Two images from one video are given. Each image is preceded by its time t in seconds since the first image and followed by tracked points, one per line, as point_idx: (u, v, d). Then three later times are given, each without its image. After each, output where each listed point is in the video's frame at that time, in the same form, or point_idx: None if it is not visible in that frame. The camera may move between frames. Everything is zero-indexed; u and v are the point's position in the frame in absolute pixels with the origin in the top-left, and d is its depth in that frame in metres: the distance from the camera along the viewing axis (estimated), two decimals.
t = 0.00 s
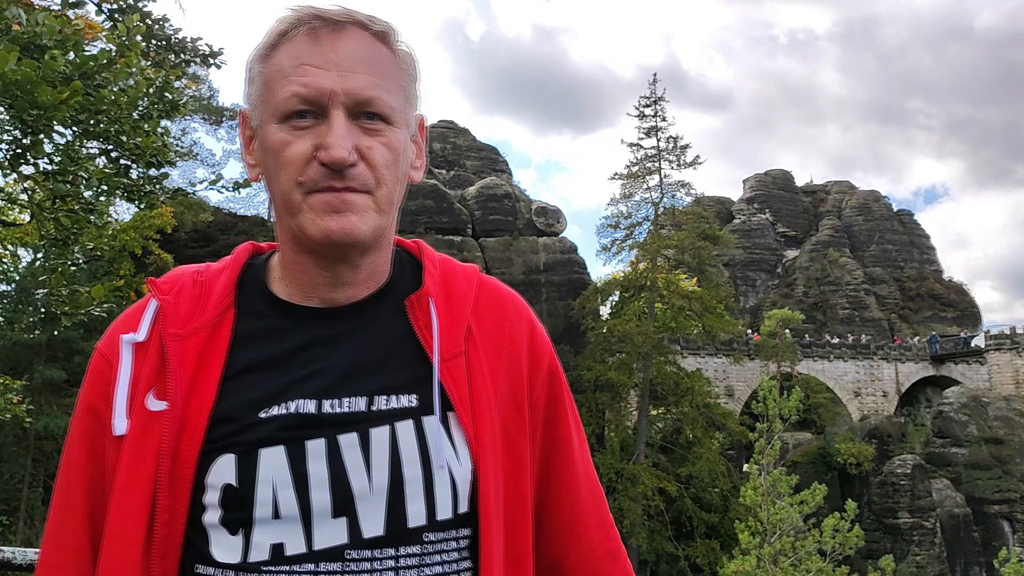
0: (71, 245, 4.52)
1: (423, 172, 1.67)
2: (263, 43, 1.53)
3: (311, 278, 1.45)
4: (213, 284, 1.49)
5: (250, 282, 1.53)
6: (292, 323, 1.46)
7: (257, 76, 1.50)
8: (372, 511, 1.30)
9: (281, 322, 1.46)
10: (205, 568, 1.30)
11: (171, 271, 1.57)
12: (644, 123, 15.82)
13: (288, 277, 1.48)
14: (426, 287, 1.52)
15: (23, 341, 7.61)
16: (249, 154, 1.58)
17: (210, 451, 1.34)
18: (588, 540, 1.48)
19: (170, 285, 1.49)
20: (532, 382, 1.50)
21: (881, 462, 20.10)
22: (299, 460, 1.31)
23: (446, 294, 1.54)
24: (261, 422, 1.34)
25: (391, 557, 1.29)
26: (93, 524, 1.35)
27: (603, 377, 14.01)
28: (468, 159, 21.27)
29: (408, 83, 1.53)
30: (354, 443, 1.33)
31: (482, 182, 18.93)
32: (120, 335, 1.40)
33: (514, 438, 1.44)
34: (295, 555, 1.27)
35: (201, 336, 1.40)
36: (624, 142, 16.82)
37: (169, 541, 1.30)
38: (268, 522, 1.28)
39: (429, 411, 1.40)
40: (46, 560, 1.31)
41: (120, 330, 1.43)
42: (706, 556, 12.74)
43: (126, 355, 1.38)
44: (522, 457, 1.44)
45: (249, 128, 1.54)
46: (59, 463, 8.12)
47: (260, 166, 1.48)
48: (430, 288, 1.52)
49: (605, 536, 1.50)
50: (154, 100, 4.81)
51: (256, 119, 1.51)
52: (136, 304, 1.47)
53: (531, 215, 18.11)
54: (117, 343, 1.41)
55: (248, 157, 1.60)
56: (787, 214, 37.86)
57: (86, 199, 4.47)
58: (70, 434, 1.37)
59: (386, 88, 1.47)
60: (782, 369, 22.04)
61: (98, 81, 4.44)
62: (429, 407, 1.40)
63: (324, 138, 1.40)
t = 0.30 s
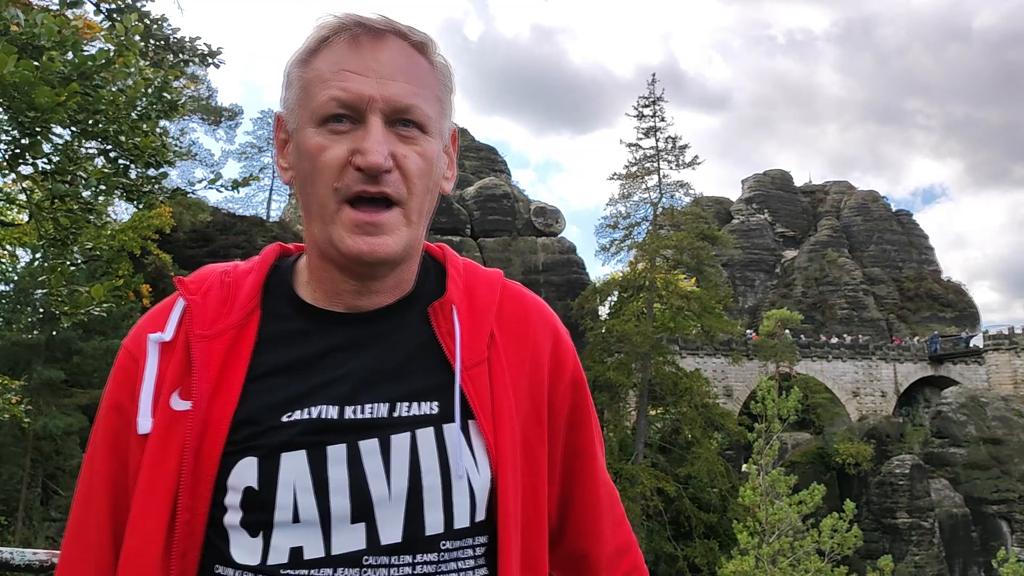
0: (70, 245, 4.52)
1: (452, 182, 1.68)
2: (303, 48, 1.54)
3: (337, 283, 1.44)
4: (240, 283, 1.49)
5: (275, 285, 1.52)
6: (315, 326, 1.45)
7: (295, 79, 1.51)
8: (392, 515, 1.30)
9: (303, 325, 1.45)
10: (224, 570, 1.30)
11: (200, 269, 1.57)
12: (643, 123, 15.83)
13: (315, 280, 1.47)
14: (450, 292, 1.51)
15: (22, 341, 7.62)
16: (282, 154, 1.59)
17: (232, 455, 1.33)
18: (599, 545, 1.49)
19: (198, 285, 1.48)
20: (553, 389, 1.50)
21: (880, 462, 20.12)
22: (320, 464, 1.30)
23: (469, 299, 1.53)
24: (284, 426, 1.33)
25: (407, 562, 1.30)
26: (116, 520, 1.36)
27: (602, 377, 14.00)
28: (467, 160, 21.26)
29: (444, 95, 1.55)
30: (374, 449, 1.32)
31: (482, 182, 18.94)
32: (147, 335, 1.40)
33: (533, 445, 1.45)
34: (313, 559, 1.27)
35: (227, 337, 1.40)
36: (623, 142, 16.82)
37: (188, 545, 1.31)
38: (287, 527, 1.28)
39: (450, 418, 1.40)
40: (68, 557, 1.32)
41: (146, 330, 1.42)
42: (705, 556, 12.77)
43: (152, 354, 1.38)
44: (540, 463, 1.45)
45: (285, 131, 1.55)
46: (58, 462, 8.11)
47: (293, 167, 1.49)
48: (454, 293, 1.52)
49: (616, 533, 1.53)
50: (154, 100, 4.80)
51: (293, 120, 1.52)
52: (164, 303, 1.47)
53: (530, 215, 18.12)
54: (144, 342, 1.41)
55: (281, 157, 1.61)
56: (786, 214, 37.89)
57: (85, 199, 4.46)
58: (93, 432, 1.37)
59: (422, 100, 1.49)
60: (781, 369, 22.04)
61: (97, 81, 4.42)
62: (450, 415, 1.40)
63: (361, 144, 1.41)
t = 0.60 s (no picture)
0: (65, 244, 4.53)
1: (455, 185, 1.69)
2: (308, 53, 1.55)
3: (346, 279, 1.44)
4: (247, 285, 1.49)
5: (282, 285, 1.52)
6: (325, 321, 1.45)
7: (301, 82, 1.51)
8: (408, 502, 1.29)
9: (313, 321, 1.44)
10: (240, 562, 1.29)
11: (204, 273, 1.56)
12: (640, 123, 15.84)
13: (322, 280, 1.47)
14: (455, 289, 1.53)
15: (16, 340, 7.59)
16: (288, 159, 1.59)
17: (248, 443, 1.33)
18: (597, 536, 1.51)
19: (207, 286, 1.48)
20: (555, 386, 1.53)
21: (875, 462, 20.16)
22: (334, 453, 1.30)
23: (473, 295, 1.54)
24: (297, 418, 1.33)
25: (426, 548, 1.29)
26: (126, 521, 1.35)
27: (598, 377, 14.01)
28: (463, 160, 21.24)
29: (447, 96, 1.57)
30: (388, 437, 1.32)
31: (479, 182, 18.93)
32: (157, 334, 1.40)
33: (538, 438, 1.47)
34: (330, 546, 1.26)
35: (237, 333, 1.40)
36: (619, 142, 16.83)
37: (202, 540, 1.30)
38: (304, 514, 1.28)
39: (460, 410, 1.40)
40: (77, 558, 1.30)
41: (156, 330, 1.42)
42: (700, 556, 12.79)
43: (162, 352, 1.38)
44: (544, 457, 1.47)
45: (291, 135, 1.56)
46: (51, 462, 8.07)
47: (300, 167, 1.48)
48: (459, 289, 1.53)
49: (608, 528, 1.56)
50: (149, 99, 4.79)
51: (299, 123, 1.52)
52: (174, 304, 1.47)
53: (526, 215, 18.15)
54: (154, 341, 1.41)
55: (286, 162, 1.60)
56: (782, 214, 37.91)
57: (81, 197, 4.44)
58: (104, 432, 1.37)
59: (427, 100, 1.50)
60: (777, 369, 22.05)
61: (92, 80, 4.41)
62: (460, 405, 1.40)
63: (369, 142, 1.41)
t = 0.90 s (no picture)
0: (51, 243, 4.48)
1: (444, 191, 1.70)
2: (303, 52, 1.51)
3: (338, 281, 1.43)
4: (238, 284, 1.45)
5: (273, 284, 1.48)
6: (318, 321, 1.42)
7: (296, 82, 1.47)
8: (405, 500, 1.29)
9: (305, 320, 1.41)
10: (234, 562, 1.24)
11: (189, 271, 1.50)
12: (630, 123, 15.85)
13: (313, 280, 1.44)
14: (443, 291, 1.53)
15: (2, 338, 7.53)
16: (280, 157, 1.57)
17: (245, 440, 1.29)
18: (575, 532, 1.52)
19: (195, 282, 1.43)
20: (538, 390, 1.54)
21: (863, 461, 20.23)
22: (332, 452, 1.27)
23: (461, 299, 1.55)
24: (294, 417, 1.30)
25: (423, 545, 1.29)
26: (111, 523, 1.27)
27: (588, 376, 14.01)
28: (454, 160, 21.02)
29: (442, 100, 1.55)
30: (384, 436, 1.31)
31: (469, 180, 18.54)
32: (146, 330, 1.33)
33: (525, 437, 1.47)
34: (330, 545, 1.24)
35: (231, 331, 1.35)
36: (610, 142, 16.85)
37: (194, 540, 1.24)
38: (303, 512, 1.24)
39: (452, 410, 1.39)
40: (56, 563, 1.22)
41: (144, 325, 1.35)
42: (689, 555, 12.81)
43: (152, 349, 1.31)
44: (530, 457, 1.47)
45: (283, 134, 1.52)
46: (39, 461, 8.02)
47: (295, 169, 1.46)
48: (446, 290, 1.54)
49: (584, 527, 1.56)
50: (138, 97, 4.79)
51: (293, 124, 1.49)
52: (160, 301, 1.40)
53: (516, 214, 17.63)
54: (143, 337, 1.34)
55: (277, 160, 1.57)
56: (771, 214, 37.96)
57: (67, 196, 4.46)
58: (84, 431, 1.28)
59: (426, 102, 1.48)
60: (766, 368, 22.03)
61: (80, 78, 4.39)
62: (452, 406, 1.40)
63: (367, 145, 1.40)
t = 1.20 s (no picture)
0: (31, 239, 4.45)
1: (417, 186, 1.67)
2: (279, 38, 1.44)
3: (309, 277, 1.38)
4: (203, 274, 1.39)
5: (240, 277, 1.43)
6: (289, 316, 1.37)
7: (273, 69, 1.40)
8: (378, 500, 1.25)
9: (275, 315, 1.37)
10: (202, 565, 1.19)
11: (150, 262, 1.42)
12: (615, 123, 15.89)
13: (282, 275, 1.40)
14: (414, 288, 1.51)
15: None
16: (251, 144, 1.49)
17: (214, 438, 1.23)
18: (540, 534, 1.52)
19: (159, 273, 1.35)
20: (503, 390, 1.54)
21: (845, 461, 20.36)
22: (305, 451, 1.23)
23: (430, 298, 1.54)
24: (266, 416, 1.25)
25: (396, 548, 1.27)
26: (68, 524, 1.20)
27: (572, 375, 14.07)
28: (438, 157, 20.67)
29: (421, 96, 1.51)
30: (356, 435, 1.27)
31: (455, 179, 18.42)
32: (109, 320, 1.24)
33: (493, 438, 1.46)
34: (304, 547, 1.20)
35: (200, 324, 1.29)
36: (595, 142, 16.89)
37: (161, 541, 1.18)
38: (275, 515, 1.20)
39: (424, 410, 1.37)
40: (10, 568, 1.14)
41: (105, 315, 1.26)
42: (672, 554, 12.93)
43: (117, 342, 1.22)
44: (497, 457, 1.46)
45: (256, 122, 1.45)
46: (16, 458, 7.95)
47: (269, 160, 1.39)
48: (416, 288, 1.53)
49: (548, 528, 1.56)
50: (119, 92, 4.79)
51: (268, 111, 1.42)
52: (119, 290, 1.31)
53: (501, 213, 17.68)
54: (103, 327, 1.25)
55: (247, 148, 1.50)
56: (755, 214, 38.06)
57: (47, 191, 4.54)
58: (40, 427, 1.20)
59: (407, 97, 1.43)
60: (749, 367, 21.87)
61: (61, 72, 4.36)
62: (425, 405, 1.38)
63: (349, 138, 1.34)
